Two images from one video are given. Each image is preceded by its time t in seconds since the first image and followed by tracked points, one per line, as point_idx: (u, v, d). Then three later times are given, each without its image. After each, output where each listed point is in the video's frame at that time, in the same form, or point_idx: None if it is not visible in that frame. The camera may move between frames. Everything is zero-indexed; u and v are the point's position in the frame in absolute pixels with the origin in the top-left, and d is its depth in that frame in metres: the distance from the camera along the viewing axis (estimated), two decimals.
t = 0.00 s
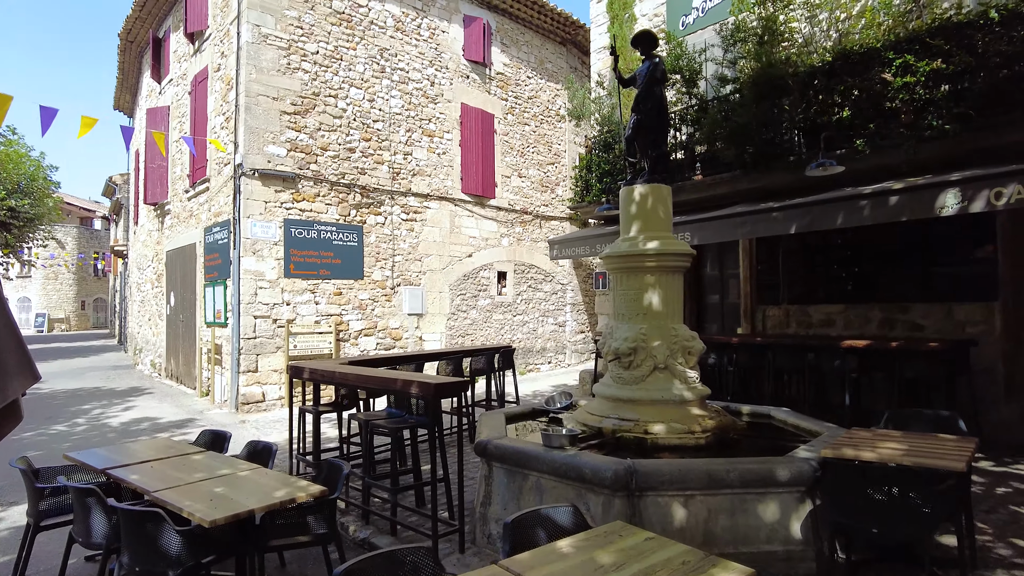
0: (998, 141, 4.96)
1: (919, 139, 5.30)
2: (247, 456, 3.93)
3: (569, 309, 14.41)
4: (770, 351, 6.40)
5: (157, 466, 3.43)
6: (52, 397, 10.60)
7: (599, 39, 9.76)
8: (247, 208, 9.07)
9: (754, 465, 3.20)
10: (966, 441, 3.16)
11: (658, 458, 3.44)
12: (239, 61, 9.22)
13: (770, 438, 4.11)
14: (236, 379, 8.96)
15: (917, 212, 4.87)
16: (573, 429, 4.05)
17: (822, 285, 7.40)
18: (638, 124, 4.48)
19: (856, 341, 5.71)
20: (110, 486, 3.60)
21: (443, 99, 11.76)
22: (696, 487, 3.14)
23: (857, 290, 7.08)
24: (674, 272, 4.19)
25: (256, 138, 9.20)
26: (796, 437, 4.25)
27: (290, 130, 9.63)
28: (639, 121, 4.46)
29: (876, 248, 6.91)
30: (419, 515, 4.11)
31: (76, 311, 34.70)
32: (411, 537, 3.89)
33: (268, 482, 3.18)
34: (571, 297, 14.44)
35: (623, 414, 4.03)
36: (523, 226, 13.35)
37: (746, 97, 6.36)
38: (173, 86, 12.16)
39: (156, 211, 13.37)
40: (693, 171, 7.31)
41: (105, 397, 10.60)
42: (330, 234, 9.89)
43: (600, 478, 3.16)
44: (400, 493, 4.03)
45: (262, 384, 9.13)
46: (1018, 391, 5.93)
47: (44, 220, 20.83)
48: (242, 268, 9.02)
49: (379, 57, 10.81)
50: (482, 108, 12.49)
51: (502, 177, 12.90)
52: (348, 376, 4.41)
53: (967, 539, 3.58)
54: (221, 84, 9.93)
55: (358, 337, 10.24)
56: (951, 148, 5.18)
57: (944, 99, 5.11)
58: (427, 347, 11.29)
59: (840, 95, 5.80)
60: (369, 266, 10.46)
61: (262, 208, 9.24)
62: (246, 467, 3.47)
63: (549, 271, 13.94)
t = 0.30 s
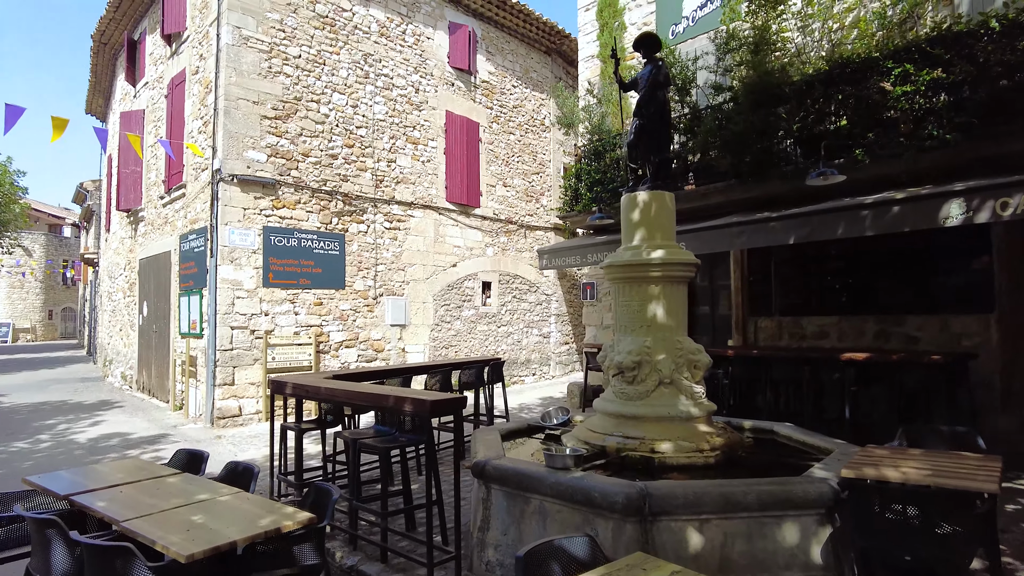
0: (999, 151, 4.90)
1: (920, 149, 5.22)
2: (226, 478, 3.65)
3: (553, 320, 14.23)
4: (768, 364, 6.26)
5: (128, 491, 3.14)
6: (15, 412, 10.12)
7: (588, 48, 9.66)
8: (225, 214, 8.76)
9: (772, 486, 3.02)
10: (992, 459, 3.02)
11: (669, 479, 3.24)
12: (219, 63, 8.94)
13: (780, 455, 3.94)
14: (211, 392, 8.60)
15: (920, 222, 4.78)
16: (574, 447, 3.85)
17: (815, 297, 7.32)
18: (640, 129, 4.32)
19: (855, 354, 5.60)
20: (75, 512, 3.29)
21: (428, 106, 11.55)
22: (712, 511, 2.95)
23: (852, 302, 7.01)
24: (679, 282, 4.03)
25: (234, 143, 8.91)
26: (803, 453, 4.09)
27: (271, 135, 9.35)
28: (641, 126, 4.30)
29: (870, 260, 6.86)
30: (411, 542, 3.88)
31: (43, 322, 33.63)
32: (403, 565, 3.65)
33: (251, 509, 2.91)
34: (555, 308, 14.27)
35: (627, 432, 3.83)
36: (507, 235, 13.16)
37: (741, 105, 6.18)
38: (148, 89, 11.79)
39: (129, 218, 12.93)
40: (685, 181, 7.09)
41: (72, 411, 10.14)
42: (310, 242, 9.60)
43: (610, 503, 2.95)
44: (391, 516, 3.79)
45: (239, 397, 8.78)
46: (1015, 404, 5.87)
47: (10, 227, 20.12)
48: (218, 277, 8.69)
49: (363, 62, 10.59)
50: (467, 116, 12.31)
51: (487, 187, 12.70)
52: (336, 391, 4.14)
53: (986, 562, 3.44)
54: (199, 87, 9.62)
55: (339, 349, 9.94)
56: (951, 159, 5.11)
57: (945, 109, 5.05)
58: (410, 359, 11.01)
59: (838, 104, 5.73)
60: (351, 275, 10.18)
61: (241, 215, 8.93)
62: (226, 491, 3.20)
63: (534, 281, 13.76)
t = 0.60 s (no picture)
0: (999, 151, 4.82)
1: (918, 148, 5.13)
2: (197, 491, 3.37)
3: (536, 323, 14.03)
4: (761, 368, 6.14)
5: (87, 508, 2.86)
6: None
7: (574, 47, 9.52)
8: (199, 212, 8.43)
9: (786, 497, 2.85)
10: (1013, 467, 2.88)
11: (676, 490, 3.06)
12: (194, 56, 8.62)
13: (782, 463, 3.78)
14: (183, 397, 8.25)
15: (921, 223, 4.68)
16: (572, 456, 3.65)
17: (805, 299, 7.22)
18: (638, 123, 4.15)
19: (851, 357, 5.48)
20: (28, 531, 3.00)
21: (410, 104, 11.31)
22: (723, 524, 2.78)
23: (843, 305, 6.92)
24: (680, 283, 3.86)
25: (209, 139, 8.58)
26: (805, 459, 3.95)
27: (248, 131, 9.03)
28: (639, 120, 4.13)
29: (862, 262, 6.78)
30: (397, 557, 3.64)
31: (8, 325, 32.58)
32: None
33: (226, 527, 2.66)
34: (538, 311, 14.08)
35: (626, 439, 3.64)
36: (490, 237, 12.94)
37: (734, 103, 6.08)
38: (119, 83, 11.38)
39: (99, 216, 12.47)
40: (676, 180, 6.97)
41: (35, 417, 9.69)
42: (288, 242, 9.29)
43: (615, 517, 2.75)
44: (376, 530, 3.55)
45: (213, 403, 8.43)
46: (1008, 408, 5.80)
47: None
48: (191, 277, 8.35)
49: (343, 58, 10.31)
50: (450, 115, 12.08)
51: (470, 188, 12.48)
52: (316, 397, 3.88)
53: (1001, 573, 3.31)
54: (172, 80, 9.28)
55: (317, 353, 9.62)
56: (949, 159, 5.03)
57: (944, 108, 4.96)
58: (391, 363, 10.73)
59: (833, 103, 5.63)
60: (329, 276, 9.88)
61: (215, 213, 8.60)
62: (198, 506, 2.94)
63: (517, 284, 13.56)
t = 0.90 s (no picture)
0: (1004, 150, 4.71)
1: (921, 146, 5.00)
2: (169, 510, 3.11)
3: (523, 326, 13.82)
4: (759, 371, 5.99)
5: (45, 532, 2.59)
6: None
7: (563, 45, 9.35)
8: (176, 212, 8.11)
9: (805, 512, 2.67)
10: None
11: (686, 505, 2.86)
12: (171, 50, 8.32)
13: (791, 473, 3.61)
14: (159, 404, 7.92)
15: (926, 223, 4.54)
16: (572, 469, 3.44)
17: (800, 302, 7.09)
18: (639, 117, 3.97)
19: (851, 361, 5.33)
20: None
21: (395, 102, 11.07)
22: (739, 543, 2.58)
23: (839, 307, 6.80)
24: (684, 284, 3.67)
25: (187, 136, 8.27)
26: (811, 468, 3.78)
27: (227, 128, 8.73)
28: (640, 113, 3.95)
29: (858, 263, 6.66)
30: None
31: None
32: None
33: (200, 553, 2.40)
34: (525, 314, 13.88)
35: (629, 450, 3.45)
36: (476, 239, 12.71)
37: (730, 101, 5.94)
38: (93, 79, 11.00)
39: (71, 217, 12.04)
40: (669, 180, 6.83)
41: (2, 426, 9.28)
42: (268, 243, 9.00)
43: (624, 538, 2.54)
44: (362, 550, 3.32)
45: (190, 410, 8.11)
46: (1008, 412, 5.71)
47: None
48: (167, 279, 8.02)
49: (326, 54, 10.05)
50: (435, 114, 11.84)
51: (456, 188, 12.24)
52: (298, 406, 3.63)
53: None
54: (148, 75, 8.95)
55: (298, 357, 9.33)
56: (952, 157, 4.91)
57: (948, 105, 4.84)
58: (374, 368, 10.44)
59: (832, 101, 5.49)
60: (311, 279, 9.59)
61: (193, 212, 8.29)
62: (169, 529, 2.68)
63: (503, 287, 13.34)
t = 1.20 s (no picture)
0: (1010, 153, 4.63)
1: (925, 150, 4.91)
2: (148, 534, 2.87)
3: (512, 333, 13.63)
4: (759, 379, 5.86)
5: (8, 561, 2.36)
6: None
7: (555, 48, 9.22)
8: (157, 215, 7.85)
9: (833, 532, 2.51)
10: None
11: (704, 524, 2.69)
12: (152, 48, 8.06)
13: (805, 489, 3.45)
14: (137, 414, 7.62)
15: (934, 227, 4.44)
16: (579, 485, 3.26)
17: (798, 308, 6.98)
18: (645, 115, 3.80)
19: (856, 369, 5.21)
20: None
21: (383, 105, 10.87)
22: (764, 565, 2.42)
23: (837, 313, 6.70)
24: (693, 290, 3.51)
25: (168, 137, 8.01)
26: (827, 481, 3.63)
27: (210, 129, 8.48)
28: (646, 112, 3.78)
29: (857, 269, 6.57)
30: None
31: None
32: None
33: None
34: (514, 321, 13.69)
35: (638, 465, 3.29)
36: (465, 244, 12.52)
37: (730, 103, 5.83)
38: (71, 78, 10.69)
39: (47, 220, 11.67)
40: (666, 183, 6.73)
41: None
42: (252, 247, 8.74)
43: (644, 563, 2.36)
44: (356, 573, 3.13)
45: (170, 421, 7.82)
46: (1012, 421, 5.61)
47: None
48: (147, 285, 7.74)
49: (313, 55, 9.83)
50: (424, 117, 11.66)
51: (445, 193, 12.05)
52: (287, 420, 3.42)
53: None
54: (129, 74, 8.68)
55: (282, 366, 9.06)
56: (958, 161, 4.83)
57: (954, 108, 4.76)
58: (361, 376, 10.19)
59: (834, 104, 5.40)
60: (297, 285, 9.33)
61: (175, 216, 8.03)
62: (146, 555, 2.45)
63: (493, 293, 13.16)
